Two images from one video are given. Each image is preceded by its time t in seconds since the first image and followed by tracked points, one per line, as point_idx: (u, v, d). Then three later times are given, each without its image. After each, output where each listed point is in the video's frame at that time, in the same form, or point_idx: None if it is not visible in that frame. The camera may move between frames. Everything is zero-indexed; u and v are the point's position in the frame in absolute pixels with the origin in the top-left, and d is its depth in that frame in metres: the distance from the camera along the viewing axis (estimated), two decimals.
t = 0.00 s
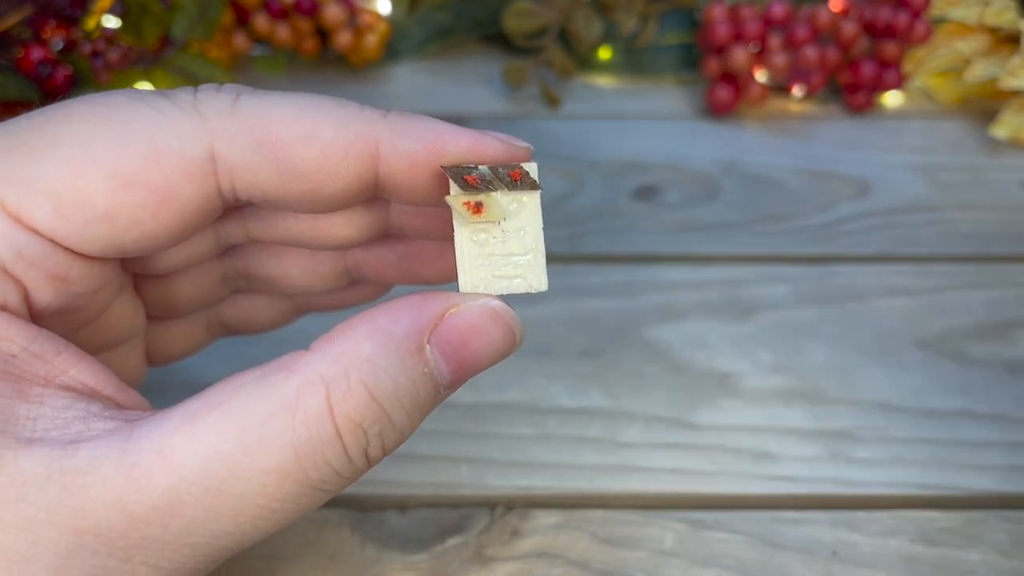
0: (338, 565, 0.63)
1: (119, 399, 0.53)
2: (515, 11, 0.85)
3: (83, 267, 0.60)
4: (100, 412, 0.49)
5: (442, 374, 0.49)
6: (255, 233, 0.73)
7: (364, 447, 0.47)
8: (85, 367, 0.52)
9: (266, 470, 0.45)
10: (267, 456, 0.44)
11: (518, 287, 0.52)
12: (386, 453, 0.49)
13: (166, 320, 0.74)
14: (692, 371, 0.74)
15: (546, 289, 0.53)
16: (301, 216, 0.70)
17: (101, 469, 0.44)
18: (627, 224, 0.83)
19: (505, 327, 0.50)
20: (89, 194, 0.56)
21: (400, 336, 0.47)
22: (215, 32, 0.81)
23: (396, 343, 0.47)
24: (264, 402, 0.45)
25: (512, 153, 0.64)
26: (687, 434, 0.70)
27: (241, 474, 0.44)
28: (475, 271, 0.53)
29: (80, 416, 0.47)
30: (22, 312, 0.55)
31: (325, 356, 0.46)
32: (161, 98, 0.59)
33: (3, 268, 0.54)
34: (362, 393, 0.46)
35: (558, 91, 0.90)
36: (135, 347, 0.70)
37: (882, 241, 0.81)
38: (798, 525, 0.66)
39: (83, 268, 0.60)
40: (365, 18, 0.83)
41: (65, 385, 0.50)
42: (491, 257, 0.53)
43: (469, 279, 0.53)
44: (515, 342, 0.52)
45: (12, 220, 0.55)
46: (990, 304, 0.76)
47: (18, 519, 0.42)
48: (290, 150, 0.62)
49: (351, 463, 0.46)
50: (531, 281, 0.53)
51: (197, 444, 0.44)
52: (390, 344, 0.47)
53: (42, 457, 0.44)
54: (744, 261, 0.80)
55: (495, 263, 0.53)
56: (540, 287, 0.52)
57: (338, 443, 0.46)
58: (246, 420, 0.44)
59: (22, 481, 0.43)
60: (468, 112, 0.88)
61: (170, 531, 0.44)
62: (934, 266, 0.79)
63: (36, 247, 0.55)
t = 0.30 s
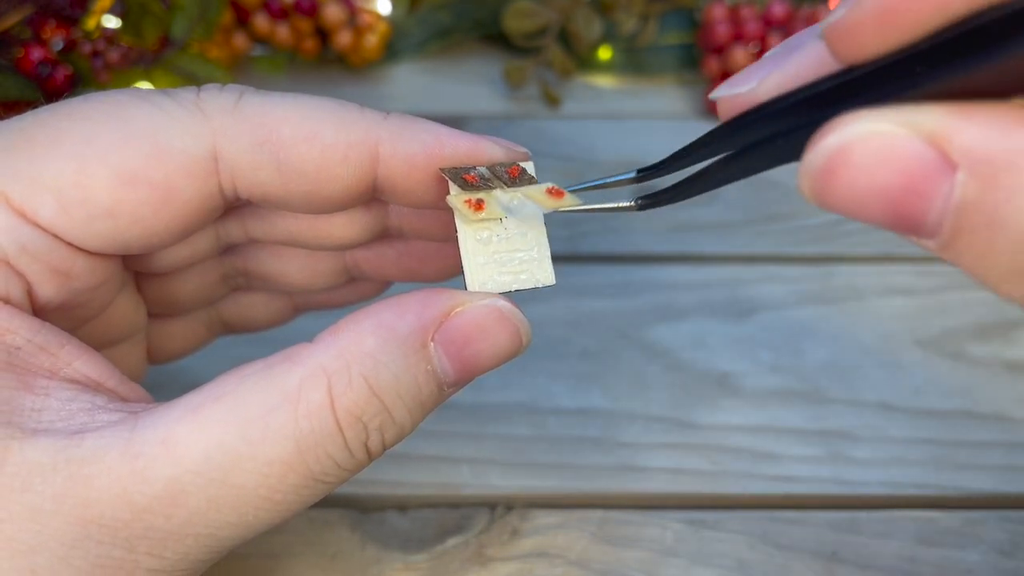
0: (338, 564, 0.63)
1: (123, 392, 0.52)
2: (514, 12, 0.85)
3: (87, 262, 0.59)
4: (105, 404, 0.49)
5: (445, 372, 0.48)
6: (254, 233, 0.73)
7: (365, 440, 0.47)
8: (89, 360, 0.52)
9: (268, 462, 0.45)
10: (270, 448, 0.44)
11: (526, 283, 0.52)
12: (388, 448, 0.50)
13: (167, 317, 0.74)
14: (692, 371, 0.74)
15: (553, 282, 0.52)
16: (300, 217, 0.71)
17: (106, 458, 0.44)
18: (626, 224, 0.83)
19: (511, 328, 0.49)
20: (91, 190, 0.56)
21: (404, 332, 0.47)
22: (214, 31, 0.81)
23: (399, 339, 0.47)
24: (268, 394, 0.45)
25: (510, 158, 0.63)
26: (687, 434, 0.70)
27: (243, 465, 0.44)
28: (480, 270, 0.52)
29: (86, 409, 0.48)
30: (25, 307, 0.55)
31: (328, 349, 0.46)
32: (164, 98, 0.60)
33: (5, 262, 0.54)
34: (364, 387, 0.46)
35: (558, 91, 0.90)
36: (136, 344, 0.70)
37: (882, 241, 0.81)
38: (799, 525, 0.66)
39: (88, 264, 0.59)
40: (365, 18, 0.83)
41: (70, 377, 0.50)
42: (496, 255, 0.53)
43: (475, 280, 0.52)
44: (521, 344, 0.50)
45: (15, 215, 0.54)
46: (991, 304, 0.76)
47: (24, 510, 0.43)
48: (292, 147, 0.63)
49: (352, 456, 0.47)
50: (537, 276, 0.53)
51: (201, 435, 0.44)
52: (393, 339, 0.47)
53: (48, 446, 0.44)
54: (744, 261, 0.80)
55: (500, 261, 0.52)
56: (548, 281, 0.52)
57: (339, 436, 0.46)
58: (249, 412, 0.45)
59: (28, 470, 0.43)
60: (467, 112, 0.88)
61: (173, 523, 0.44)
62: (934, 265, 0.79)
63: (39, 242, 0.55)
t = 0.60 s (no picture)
0: (338, 564, 0.63)
1: (123, 391, 0.52)
2: (514, 12, 0.86)
3: (85, 264, 0.59)
4: (106, 404, 0.49)
5: (447, 374, 0.48)
6: (254, 235, 0.73)
7: (367, 442, 0.47)
8: (89, 359, 0.52)
9: (270, 462, 0.45)
10: (272, 449, 0.44)
11: (530, 283, 0.52)
12: (389, 449, 0.50)
13: (167, 317, 0.73)
14: (692, 371, 0.74)
15: (556, 282, 0.53)
16: (299, 219, 0.71)
17: (107, 458, 0.44)
18: (626, 224, 0.83)
19: (514, 332, 0.49)
20: (91, 191, 0.56)
21: (407, 334, 0.47)
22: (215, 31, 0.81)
23: (402, 340, 0.47)
24: (270, 395, 0.45)
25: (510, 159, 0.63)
26: (687, 434, 0.70)
27: (245, 465, 0.44)
28: (482, 272, 0.52)
29: (87, 408, 0.48)
30: (23, 306, 0.55)
31: (330, 350, 0.46)
32: (165, 100, 0.60)
33: (3, 263, 0.54)
34: (366, 388, 0.46)
35: (558, 91, 0.90)
36: (136, 344, 0.70)
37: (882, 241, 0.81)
38: (799, 524, 0.66)
39: (86, 265, 0.59)
40: (365, 18, 0.83)
41: (70, 377, 0.50)
42: (499, 257, 0.53)
43: (479, 282, 0.52)
44: (524, 347, 0.50)
45: (14, 217, 0.54)
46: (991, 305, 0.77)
47: (26, 510, 0.43)
48: (293, 149, 0.63)
49: (354, 457, 0.47)
50: (541, 277, 0.53)
51: (203, 435, 0.44)
52: (396, 341, 0.47)
53: (49, 446, 0.44)
54: (744, 261, 0.81)
55: (502, 262, 0.52)
56: (552, 281, 0.52)
57: (341, 438, 0.46)
58: (251, 412, 0.45)
59: (29, 470, 0.43)
60: (467, 112, 0.88)
61: (175, 523, 0.44)
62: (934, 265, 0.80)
63: (39, 243, 0.55)
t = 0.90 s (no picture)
0: (339, 564, 0.63)
1: (125, 391, 0.52)
2: (515, 12, 0.85)
3: (87, 264, 0.59)
4: (108, 404, 0.49)
5: (449, 375, 0.48)
6: (255, 235, 0.73)
7: (369, 443, 0.47)
8: (91, 359, 0.52)
9: (273, 462, 0.45)
10: (275, 449, 0.44)
11: (532, 285, 0.52)
12: (391, 449, 0.50)
13: (168, 317, 0.74)
14: (692, 371, 0.74)
15: (558, 284, 0.52)
16: (300, 220, 0.71)
17: (110, 457, 0.44)
18: (626, 224, 0.84)
19: (516, 334, 0.49)
20: (92, 192, 0.56)
21: (410, 335, 0.47)
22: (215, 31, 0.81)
23: (405, 342, 0.47)
24: (274, 395, 0.45)
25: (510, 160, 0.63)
26: (687, 434, 0.70)
27: (248, 465, 0.44)
28: (484, 275, 0.52)
29: (90, 408, 0.48)
30: (25, 306, 0.55)
31: (334, 350, 0.46)
32: (166, 101, 0.60)
33: (5, 263, 0.54)
34: (368, 389, 0.46)
35: (558, 91, 0.90)
36: (136, 344, 0.70)
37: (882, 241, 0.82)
38: (799, 524, 0.66)
39: (87, 265, 0.59)
40: (365, 19, 0.83)
41: (72, 377, 0.50)
42: (500, 259, 0.53)
43: (480, 285, 0.52)
44: (525, 349, 0.50)
45: (15, 218, 0.54)
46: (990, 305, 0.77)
47: (29, 509, 0.43)
48: (294, 151, 0.63)
49: (356, 458, 0.47)
50: (543, 278, 0.53)
51: (207, 434, 0.44)
52: (399, 342, 0.47)
53: (52, 445, 0.44)
54: (744, 261, 0.81)
55: (504, 264, 0.52)
56: (555, 282, 0.52)
57: (343, 438, 0.46)
58: (254, 412, 0.45)
59: (32, 470, 0.43)
60: (467, 112, 0.88)
61: (178, 522, 0.44)
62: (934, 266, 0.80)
63: (40, 244, 0.55)
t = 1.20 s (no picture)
0: (338, 564, 0.63)
1: (126, 390, 0.52)
2: (515, 12, 0.86)
3: (88, 264, 0.59)
4: (110, 403, 0.49)
5: (449, 373, 0.48)
6: (255, 235, 0.73)
7: (370, 441, 0.47)
8: (92, 358, 0.52)
9: (274, 460, 0.45)
10: (277, 447, 0.44)
11: (532, 283, 0.52)
12: (391, 447, 0.50)
13: (169, 317, 0.73)
14: (692, 371, 0.74)
15: (558, 282, 0.53)
16: (301, 220, 0.71)
17: (112, 456, 0.44)
18: (626, 224, 0.84)
19: (516, 332, 0.49)
20: (94, 191, 0.55)
21: (410, 334, 0.47)
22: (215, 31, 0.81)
23: (405, 340, 0.47)
24: (274, 393, 0.45)
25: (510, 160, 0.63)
26: (688, 434, 0.70)
27: (250, 463, 0.44)
28: (484, 273, 0.52)
29: (91, 406, 0.48)
30: (26, 305, 0.55)
31: (334, 349, 0.46)
32: (167, 100, 0.60)
33: (6, 262, 0.54)
34: (367, 386, 0.46)
35: (558, 90, 0.90)
36: (137, 344, 0.70)
37: (882, 242, 0.82)
38: (798, 525, 0.66)
39: (89, 265, 0.59)
40: (365, 18, 0.83)
41: (74, 376, 0.50)
42: (501, 257, 0.53)
43: (479, 283, 0.52)
44: (525, 348, 0.50)
45: (17, 217, 0.54)
46: (990, 305, 0.77)
47: (30, 507, 0.43)
48: (295, 150, 0.63)
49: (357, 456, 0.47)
50: (542, 276, 0.53)
51: (208, 432, 0.44)
52: (399, 340, 0.47)
53: (54, 444, 0.44)
54: (744, 261, 0.81)
55: (504, 263, 0.52)
56: (554, 281, 0.52)
57: (344, 436, 0.46)
58: (255, 410, 0.45)
59: (34, 468, 0.43)
60: (468, 112, 0.88)
61: (180, 520, 0.44)
62: (933, 266, 0.80)
63: (42, 243, 0.55)
